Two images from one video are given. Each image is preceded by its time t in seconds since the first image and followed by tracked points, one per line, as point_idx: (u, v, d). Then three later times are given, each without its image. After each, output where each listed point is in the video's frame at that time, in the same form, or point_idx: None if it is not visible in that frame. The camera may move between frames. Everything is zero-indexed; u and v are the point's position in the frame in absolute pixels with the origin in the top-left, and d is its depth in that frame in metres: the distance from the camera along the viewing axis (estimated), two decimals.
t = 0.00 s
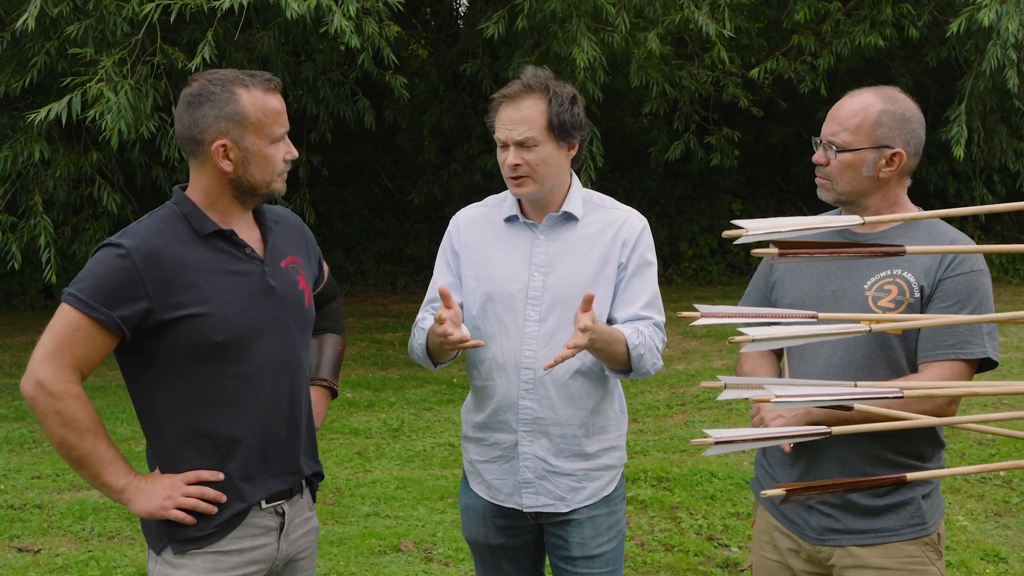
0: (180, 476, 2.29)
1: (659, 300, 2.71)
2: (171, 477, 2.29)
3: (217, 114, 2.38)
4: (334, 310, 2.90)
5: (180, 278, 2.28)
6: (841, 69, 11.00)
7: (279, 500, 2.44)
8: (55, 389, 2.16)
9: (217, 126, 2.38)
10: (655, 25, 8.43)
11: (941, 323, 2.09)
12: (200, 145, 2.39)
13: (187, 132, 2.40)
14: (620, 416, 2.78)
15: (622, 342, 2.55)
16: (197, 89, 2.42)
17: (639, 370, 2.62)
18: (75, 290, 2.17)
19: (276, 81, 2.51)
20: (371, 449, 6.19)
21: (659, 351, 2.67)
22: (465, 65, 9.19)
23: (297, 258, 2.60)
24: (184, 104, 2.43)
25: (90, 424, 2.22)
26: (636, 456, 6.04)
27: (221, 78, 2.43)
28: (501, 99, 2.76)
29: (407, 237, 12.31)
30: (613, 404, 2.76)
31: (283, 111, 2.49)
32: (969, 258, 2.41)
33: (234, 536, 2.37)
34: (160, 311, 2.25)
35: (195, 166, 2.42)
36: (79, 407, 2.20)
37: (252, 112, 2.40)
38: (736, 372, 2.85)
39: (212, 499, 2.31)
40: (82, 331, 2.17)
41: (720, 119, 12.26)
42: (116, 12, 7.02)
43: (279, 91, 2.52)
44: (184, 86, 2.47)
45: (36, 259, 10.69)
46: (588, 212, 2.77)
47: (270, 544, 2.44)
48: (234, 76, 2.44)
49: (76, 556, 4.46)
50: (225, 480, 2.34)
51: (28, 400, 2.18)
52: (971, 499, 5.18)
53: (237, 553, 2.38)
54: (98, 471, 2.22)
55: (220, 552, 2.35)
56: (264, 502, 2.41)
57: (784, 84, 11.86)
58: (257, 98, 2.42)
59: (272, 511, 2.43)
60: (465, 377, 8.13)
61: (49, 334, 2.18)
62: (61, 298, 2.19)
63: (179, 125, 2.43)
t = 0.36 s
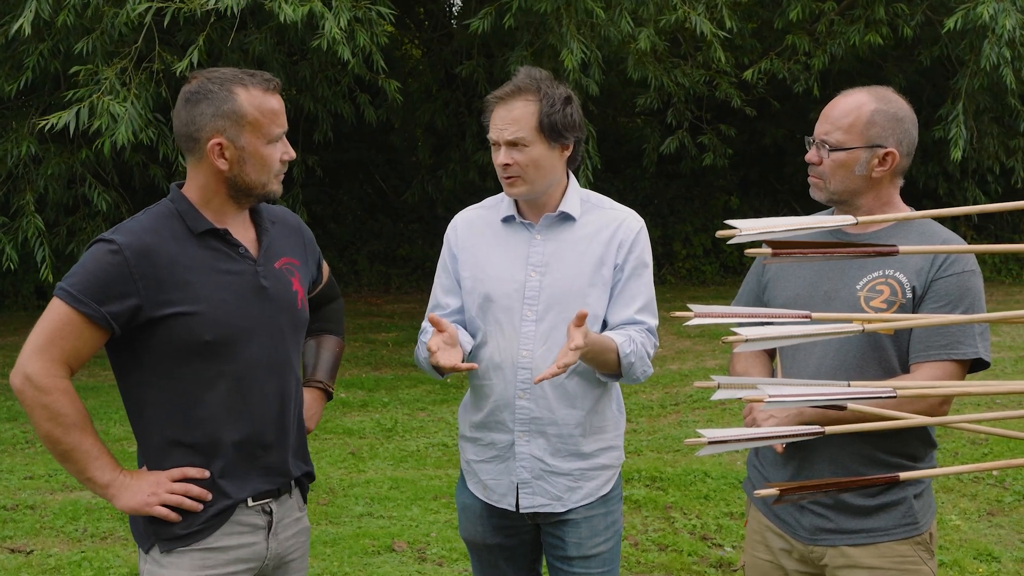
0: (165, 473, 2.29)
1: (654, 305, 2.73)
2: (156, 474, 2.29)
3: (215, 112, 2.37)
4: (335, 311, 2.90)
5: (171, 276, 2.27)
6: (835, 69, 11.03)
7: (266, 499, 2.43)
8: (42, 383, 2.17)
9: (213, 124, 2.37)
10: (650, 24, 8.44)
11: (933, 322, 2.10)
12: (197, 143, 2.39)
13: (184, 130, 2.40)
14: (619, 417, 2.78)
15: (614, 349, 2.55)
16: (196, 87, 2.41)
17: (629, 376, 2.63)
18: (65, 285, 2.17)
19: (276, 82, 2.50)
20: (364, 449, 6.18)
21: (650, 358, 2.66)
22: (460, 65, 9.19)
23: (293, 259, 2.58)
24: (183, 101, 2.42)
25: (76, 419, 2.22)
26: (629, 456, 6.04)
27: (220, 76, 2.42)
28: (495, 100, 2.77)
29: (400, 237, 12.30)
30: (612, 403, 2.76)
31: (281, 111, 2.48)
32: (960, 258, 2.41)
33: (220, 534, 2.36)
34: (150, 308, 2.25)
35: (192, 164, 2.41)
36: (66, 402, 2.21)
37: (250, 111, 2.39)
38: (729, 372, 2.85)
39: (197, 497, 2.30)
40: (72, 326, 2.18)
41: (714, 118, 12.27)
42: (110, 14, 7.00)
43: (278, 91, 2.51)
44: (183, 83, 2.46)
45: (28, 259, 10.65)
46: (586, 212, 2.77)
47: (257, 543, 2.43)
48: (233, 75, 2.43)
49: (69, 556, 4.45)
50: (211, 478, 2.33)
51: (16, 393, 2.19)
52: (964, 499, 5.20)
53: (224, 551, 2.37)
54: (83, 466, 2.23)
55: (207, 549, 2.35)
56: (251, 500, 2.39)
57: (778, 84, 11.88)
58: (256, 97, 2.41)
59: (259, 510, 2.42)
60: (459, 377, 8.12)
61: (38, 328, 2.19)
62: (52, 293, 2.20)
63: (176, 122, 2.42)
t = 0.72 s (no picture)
0: (125, 479, 2.27)
1: (647, 304, 2.72)
2: (115, 480, 2.26)
3: (179, 104, 2.37)
4: (285, 317, 2.90)
5: (135, 273, 2.26)
6: (828, 69, 11.05)
7: (226, 507, 2.43)
8: None
9: (178, 116, 2.37)
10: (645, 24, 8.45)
11: (925, 323, 2.10)
12: (159, 136, 2.37)
13: (147, 122, 2.38)
14: (613, 416, 2.78)
15: (609, 346, 2.55)
16: (159, 79, 2.40)
17: (624, 373, 2.63)
18: (24, 280, 2.13)
19: (240, 75, 2.51)
20: (358, 449, 6.17)
21: (645, 356, 2.67)
22: (453, 64, 9.18)
23: (253, 259, 2.59)
24: (144, 93, 2.41)
25: (33, 422, 2.19)
26: (623, 455, 6.04)
27: (184, 69, 2.42)
28: (493, 99, 2.76)
29: (394, 237, 12.28)
30: (606, 402, 2.76)
31: (245, 105, 2.49)
32: (952, 258, 2.42)
33: (181, 545, 2.36)
34: (114, 305, 2.23)
35: (153, 158, 2.40)
36: (23, 403, 2.17)
37: (215, 104, 2.40)
38: (721, 372, 2.85)
39: (157, 505, 2.28)
40: (30, 322, 2.13)
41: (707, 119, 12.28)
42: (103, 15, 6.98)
43: (241, 85, 2.52)
44: (144, 75, 2.45)
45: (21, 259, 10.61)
46: (580, 211, 2.77)
47: (221, 551, 2.43)
48: (197, 68, 2.43)
49: (61, 557, 4.43)
50: (172, 485, 2.32)
51: None
52: (957, 498, 5.21)
53: (184, 562, 2.37)
54: (40, 472, 2.18)
55: (167, 563, 2.34)
56: (212, 510, 2.40)
57: (772, 84, 11.89)
58: (220, 90, 2.42)
59: (220, 519, 2.42)
60: (452, 378, 8.11)
61: None
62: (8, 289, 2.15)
63: (138, 115, 2.41)
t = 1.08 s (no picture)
0: (102, 487, 2.25)
1: (642, 302, 2.71)
2: (93, 488, 2.25)
3: (148, 106, 2.36)
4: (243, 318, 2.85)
5: (110, 277, 2.25)
6: (823, 69, 11.06)
7: (203, 511, 2.45)
8: None
9: (147, 119, 2.36)
10: (638, 25, 8.46)
11: (920, 322, 2.10)
12: (128, 139, 2.36)
13: (114, 125, 2.37)
14: (607, 415, 2.78)
15: (604, 344, 2.54)
16: (127, 81, 2.39)
17: (619, 372, 2.61)
18: None
19: (208, 76, 2.51)
20: (353, 449, 6.17)
21: (639, 354, 2.66)
22: (448, 62, 9.17)
23: (222, 260, 2.60)
24: (112, 96, 2.39)
25: (10, 432, 2.18)
26: (618, 455, 6.04)
27: (151, 71, 2.42)
28: (489, 100, 2.76)
29: (390, 237, 12.27)
30: (599, 401, 2.76)
31: (214, 106, 2.49)
32: (947, 258, 2.42)
33: (160, 551, 2.37)
34: (90, 311, 2.21)
35: (121, 162, 2.38)
36: None
37: (184, 106, 2.39)
38: (717, 372, 2.85)
39: (137, 512, 2.28)
40: (5, 332, 2.10)
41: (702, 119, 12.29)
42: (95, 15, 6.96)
43: (209, 85, 2.52)
44: (110, 78, 2.44)
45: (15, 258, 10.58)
46: (575, 212, 2.77)
47: (200, 554, 2.45)
48: (164, 69, 2.43)
49: (56, 558, 4.42)
50: (149, 491, 2.32)
51: None
52: (952, 498, 5.22)
53: (164, 567, 2.38)
54: (17, 483, 2.16)
55: (145, 570, 2.35)
56: (189, 514, 2.41)
57: (767, 84, 11.90)
58: (189, 92, 2.41)
59: (197, 522, 2.44)
60: (447, 378, 8.11)
61: None
62: None
63: (106, 119, 2.39)
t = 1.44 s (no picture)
0: (108, 487, 2.25)
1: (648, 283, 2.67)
2: (98, 488, 2.25)
3: (137, 106, 2.36)
4: (245, 314, 2.86)
5: (105, 277, 2.25)
6: (822, 69, 11.07)
7: (207, 509, 2.45)
8: None
9: (136, 119, 2.35)
10: (636, 25, 8.46)
11: (921, 322, 2.11)
12: (118, 140, 2.36)
13: (104, 126, 2.37)
14: (607, 412, 2.77)
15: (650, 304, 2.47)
16: (114, 82, 2.39)
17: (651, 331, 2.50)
18: None
19: (197, 74, 2.50)
20: (353, 449, 6.17)
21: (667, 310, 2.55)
22: (446, 62, 9.18)
23: (219, 256, 2.60)
24: (101, 97, 2.40)
25: (14, 435, 2.18)
26: (618, 455, 6.05)
27: (139, 71, 2.41)
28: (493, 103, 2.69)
29: (389, 237, 12.27)
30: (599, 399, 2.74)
31: (203, 104, 2.48)
32: (948, 258, 2.42)
33: (165, 549, 2.37)
34: (87, 312, 2.21)
35: (112, 163, 2.39)
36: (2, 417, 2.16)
37: (173, 104, 2.39)
38: (719, 372, 2.85)
39: (142, 510, 2.29)
40: (5, 335, 2.10)
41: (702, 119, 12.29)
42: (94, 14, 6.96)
43: (199, 82, 2.50)
44: (98, 80, 2.43)
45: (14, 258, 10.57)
46: (571, 210, 2.75)
47: (205, 553, 2.45)
48: (152, 69, 2.42)
49: (55, 558, 4.42)
50: (153, 490, 2.32)
51: None
52: (952, 498, 5.22)
53: (169, 565, 2.38)
54: (23, 485, 2.17)
55: (150, 569, 2.35)
56: (194, 512, 2.41)
57: (766, 84, 11.91)
58: (177, 90, 2.41)
59: (201, 521, 2.44)
60: (447, 378, 8.11)
61: None
62: None
63: (95, 119, 2.39)
